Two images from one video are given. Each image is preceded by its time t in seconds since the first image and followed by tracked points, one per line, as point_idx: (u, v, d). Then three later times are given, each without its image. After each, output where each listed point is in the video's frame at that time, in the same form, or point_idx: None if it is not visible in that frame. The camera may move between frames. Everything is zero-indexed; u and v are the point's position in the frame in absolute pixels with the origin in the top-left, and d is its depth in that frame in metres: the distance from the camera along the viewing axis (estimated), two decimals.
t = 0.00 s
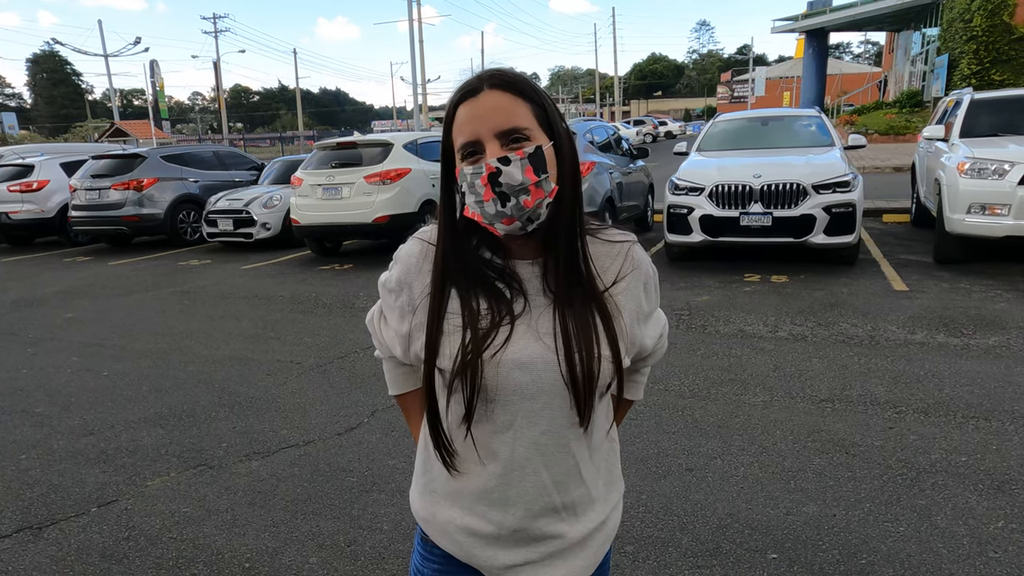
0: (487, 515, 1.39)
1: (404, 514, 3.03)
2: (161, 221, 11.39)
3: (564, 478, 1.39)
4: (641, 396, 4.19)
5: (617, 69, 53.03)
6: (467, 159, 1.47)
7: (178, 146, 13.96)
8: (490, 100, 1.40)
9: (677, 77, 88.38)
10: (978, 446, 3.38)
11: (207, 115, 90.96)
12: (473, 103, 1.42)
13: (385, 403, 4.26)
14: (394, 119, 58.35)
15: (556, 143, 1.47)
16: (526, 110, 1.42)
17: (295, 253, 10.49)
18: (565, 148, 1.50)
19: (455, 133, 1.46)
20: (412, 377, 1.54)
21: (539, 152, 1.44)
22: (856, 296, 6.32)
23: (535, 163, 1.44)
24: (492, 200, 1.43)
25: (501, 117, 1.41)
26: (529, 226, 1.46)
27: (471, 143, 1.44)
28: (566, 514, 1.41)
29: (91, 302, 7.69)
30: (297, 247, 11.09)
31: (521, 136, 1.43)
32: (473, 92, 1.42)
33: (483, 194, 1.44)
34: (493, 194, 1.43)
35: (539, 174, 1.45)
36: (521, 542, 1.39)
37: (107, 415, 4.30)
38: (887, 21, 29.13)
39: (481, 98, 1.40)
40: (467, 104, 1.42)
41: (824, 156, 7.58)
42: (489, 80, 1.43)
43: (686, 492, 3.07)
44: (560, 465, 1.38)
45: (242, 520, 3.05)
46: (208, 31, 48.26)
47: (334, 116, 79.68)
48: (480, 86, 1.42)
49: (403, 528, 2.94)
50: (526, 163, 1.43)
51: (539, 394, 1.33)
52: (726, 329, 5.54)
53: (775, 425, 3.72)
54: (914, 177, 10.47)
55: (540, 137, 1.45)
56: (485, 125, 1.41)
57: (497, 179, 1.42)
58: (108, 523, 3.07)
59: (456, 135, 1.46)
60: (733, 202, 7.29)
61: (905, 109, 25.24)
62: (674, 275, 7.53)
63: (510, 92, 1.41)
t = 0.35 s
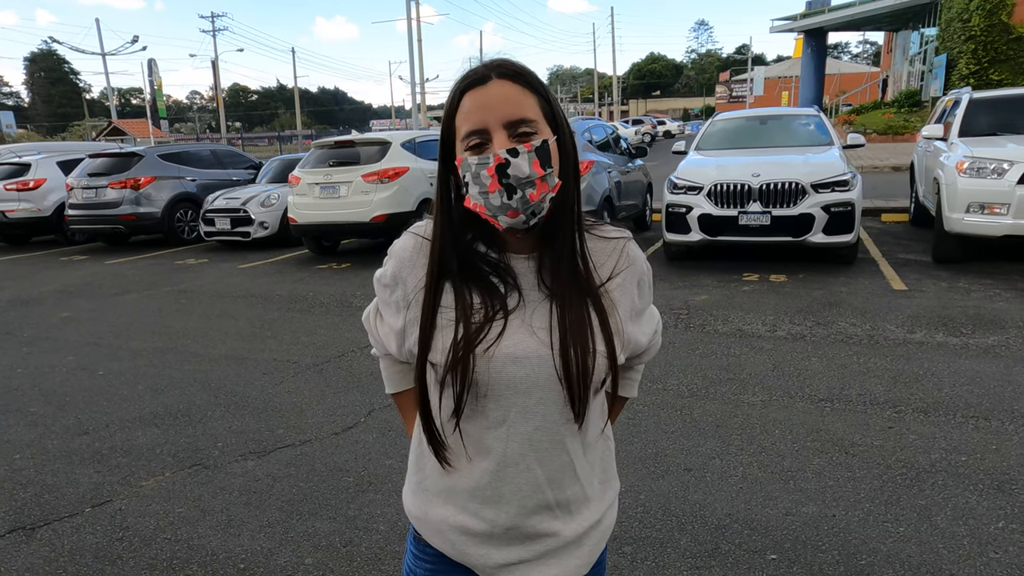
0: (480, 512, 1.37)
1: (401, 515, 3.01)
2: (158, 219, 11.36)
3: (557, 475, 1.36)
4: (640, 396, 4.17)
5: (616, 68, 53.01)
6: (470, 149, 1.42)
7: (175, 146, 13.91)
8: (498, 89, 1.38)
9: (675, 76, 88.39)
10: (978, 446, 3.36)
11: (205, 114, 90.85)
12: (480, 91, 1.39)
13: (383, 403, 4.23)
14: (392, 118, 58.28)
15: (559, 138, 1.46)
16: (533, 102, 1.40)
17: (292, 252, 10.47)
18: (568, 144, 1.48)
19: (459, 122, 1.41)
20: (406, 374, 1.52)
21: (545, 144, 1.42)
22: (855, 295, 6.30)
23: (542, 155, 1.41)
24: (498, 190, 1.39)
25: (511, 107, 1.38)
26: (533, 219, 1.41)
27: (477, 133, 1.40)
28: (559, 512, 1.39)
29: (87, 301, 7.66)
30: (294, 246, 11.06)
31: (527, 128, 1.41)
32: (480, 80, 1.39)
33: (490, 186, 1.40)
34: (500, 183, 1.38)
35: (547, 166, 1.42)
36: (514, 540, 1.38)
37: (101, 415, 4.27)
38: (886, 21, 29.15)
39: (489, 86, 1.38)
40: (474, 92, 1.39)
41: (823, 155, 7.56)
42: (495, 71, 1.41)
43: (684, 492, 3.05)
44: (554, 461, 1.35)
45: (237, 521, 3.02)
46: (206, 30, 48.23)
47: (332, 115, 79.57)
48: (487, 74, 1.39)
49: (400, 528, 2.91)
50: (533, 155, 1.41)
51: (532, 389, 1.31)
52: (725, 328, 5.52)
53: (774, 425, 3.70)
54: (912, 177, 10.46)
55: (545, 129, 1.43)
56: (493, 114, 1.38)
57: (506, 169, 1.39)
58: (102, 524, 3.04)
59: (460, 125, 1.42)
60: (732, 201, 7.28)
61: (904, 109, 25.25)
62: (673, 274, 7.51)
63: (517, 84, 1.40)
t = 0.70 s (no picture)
0: (479, 515, 1.34)
1: (400, 518, 2.98)
2: (157, 219, 11.32)
3: (559, 480, 1.34)
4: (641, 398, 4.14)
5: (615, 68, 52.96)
6: (459, 153, 1.45)
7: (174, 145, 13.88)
8: (474, 97, 1.36)
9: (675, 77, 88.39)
10: (982, 450, 3.34)
11: (204, 114, 90.75)
12: (462, 98, 1.39)
13: (382, 405, 4.20)
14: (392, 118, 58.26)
15: (550, 140, 1.39)
16: (514, 106, 1.35)
17: (291, 252, 10.44)
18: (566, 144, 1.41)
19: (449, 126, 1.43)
20: (409, 376, 1.49)
21: (527, 148, 1.38)
22: (856, 297, 6.27)
23: (520, 159, 1.37)
24: (474, 196, 1.40)
25: (488, 113, 1.36)
26: (511, 224, 1.40)
27: (462, 137, 1.41)
28: (560, 517, 1.35)
29: (85, 301, 7.63)
30: (293, 246, 11.03)
31: (506, 132, 1.37)
32: (464, 86, 1.38)
33: (467, 190, 1.41)
34: (474, 189, 1.40)
35: (523, 170, 1.37)
36: (514, 545, 1.34)
37: (98, 416, 4.24)
38: (886, 22, 29.14)
39: (466, 94, 1.37)
40: (457, 100, 1.40)
41: (824, 156, 7.54)
42: (485, 75, 1.38)
43: (686, 496, 3.02)
44: (556, 466, 1.32)
45: (234, 525, 2.99)
46: (204, 29, 48.12)
47: (332, 115, 79.47)
48: (473, 80, 1.37)
49: (399, 533, 2.88)
50: (509, 160, 1.37)
51: (535, 393, 1.28)
52: (726, 330, 5.49)
53: (777, 428, 3.67)
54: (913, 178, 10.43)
55: (530, 132, 1.38)
56: (472, 119, 1.37)
57: (479, 175, 1.39)
58: (98, 528, 3.02)
59: (452, 129, 1.42)
60: (733, 202, 7.25)
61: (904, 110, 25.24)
62: (673, 275, 7.48)
63: (501, 89, 1.36)
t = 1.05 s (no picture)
0: (474, 507, 1.34)
1: (403, 522, 2.96)
2: (157, 220, 11.30)
3: (552, 479, 1.32)
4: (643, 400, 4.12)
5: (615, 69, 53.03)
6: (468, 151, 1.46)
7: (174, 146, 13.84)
8: (476, 99, 1.38)
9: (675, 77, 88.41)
10: (986, 453, 3.33)
11: (203, 113, 90.71)
12: (469, 99, 1.40)
13: (383, 407, 4.19)
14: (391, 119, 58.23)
15: (545, 144, 1.35)
16: (512, 110, 1.35)
17: (291, 253, 10.42)
18: (567, 150, 1.35)
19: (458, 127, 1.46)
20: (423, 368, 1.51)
21: (518, 151, 1.36)
22: (858, 298, 6.26)
23: (509, 162, 1.36)
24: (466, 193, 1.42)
25: (487, 115, 1.36)
26: (497, 224, 1.39)
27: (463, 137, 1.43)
28: (554, 516, 1.34)
29: (85, 302, 7.60)
30: (293, 247, 11.00)
31: (499, 134, 1.37)
32: (472, 88, 1.39)
33: (462, 189, 1.43)
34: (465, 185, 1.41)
35: (510, 173, 1.36)
36: (508, 539, 1.33)
37: (99, 418, 4.23)
38: (885, 23, 29.17)
39: (471, 97, 1.39)
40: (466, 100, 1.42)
41: (825, 158, 7.52)
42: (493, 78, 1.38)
43: (690, 499, 3.01)
44: (548, 465, 1.31)
45: (236, 528, 2.98)
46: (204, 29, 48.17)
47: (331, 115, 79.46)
48: (479, 83, 1.38)
49: (402, 536, 2.87)
50: (498, 161, 1.37)
51: (526, 392, 1.27)
52: (728, 332, 5.48)
53: (780, 431, 3.66)
54: (913, 179, 10.43)
55: (524, 136, 1.35)
56: (470, 119, 1.39)
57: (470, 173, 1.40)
58: (99, 530, 3.00)
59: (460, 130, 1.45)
60: (734, 204, 7.23)
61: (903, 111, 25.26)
62: (674, 277, 7.46)
63: (504, 92, 1.36)
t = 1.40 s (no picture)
0: (455, 472, 1.43)
1: (403, 523, 2.97)
2: (156, 221, 11.30)
3: (518, 453, 1.37)
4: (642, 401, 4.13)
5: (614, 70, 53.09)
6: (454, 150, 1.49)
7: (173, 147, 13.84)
8: (470, 106, 1.42)
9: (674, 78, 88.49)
10: (984, 454, 3.33)
11: (202, 114, 90.65)
12: (463, 103, 1.43)
13: (383, 408, 4.20)
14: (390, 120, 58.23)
15: (527, 155, 1.40)
16: (502, 120, 1.39)
17: (290, 253, 10.42)
18: (548, 161, 1.41)
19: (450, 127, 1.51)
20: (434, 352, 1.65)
21: (501, 158, 1.41)
22: (857, 300, 6.27)
23: (494, 167, 1.41)
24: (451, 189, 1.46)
25: (478, 122, 1.41)
26: (476, 221, 1.43)
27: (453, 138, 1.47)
28: (524, 488, 1.39)
29: (84, 303, 7.60)
30: (292, 247, 11.01)
31: (488, 140, 1.41)
32: (467, 94, 1.43)
33: (448, 183, 1.48)
34: (452, 183, 1.45)
35: (493, 178, 1.41)
36: (483, 505, 1.41)
37: (99, 419, 4.23)
38: (884, 24, 29.23)
39: (467, 103, 1.42)
40: (461, 104, 1.45)
41: (823, 159, 7.54)
42: (488, 86, 1.42)
43: (689, 501, 3.02)
44: (511, 439, 1.37)
45: (236, 530, 2.98)
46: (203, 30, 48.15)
47: (330, 116, 79.46)
48: (474, 90, 1.42)
49: (401, 537, 2.87)
50: (484, 165, 1.41)
51: (489, 369, 1.35)
52: (727, 333, 5.48)
53: (779, 432, 3.67)
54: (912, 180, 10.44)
55: (509, 145, 1.41)
56: (462, 123, 1.43)
57: (458, 173, 1.43)
58: (98, 532, 3.00)
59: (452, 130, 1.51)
60: (732, 205, 7.24)
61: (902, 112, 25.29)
62: (673, 278, 7.47)
63: (497, 102, 1.40)
